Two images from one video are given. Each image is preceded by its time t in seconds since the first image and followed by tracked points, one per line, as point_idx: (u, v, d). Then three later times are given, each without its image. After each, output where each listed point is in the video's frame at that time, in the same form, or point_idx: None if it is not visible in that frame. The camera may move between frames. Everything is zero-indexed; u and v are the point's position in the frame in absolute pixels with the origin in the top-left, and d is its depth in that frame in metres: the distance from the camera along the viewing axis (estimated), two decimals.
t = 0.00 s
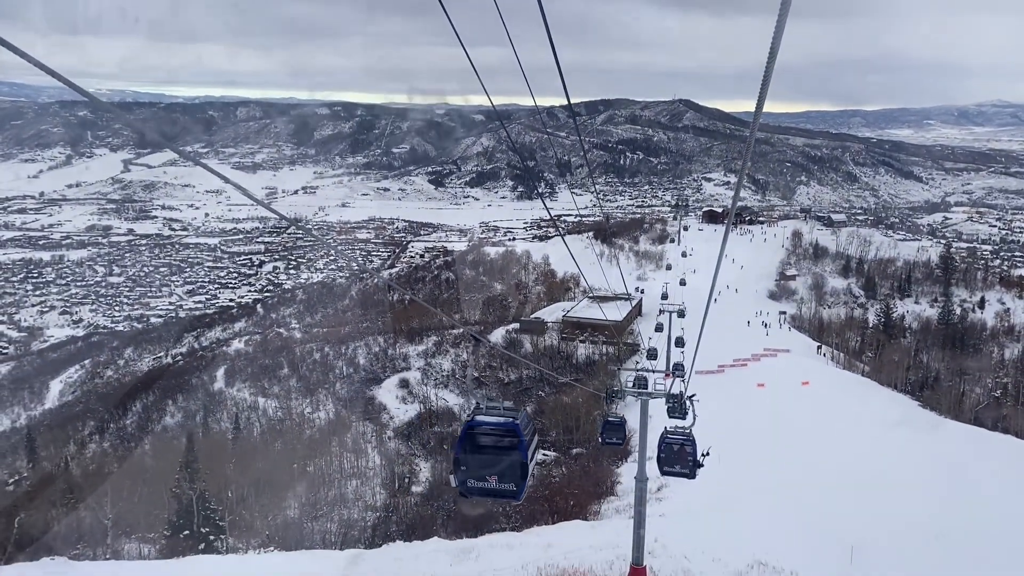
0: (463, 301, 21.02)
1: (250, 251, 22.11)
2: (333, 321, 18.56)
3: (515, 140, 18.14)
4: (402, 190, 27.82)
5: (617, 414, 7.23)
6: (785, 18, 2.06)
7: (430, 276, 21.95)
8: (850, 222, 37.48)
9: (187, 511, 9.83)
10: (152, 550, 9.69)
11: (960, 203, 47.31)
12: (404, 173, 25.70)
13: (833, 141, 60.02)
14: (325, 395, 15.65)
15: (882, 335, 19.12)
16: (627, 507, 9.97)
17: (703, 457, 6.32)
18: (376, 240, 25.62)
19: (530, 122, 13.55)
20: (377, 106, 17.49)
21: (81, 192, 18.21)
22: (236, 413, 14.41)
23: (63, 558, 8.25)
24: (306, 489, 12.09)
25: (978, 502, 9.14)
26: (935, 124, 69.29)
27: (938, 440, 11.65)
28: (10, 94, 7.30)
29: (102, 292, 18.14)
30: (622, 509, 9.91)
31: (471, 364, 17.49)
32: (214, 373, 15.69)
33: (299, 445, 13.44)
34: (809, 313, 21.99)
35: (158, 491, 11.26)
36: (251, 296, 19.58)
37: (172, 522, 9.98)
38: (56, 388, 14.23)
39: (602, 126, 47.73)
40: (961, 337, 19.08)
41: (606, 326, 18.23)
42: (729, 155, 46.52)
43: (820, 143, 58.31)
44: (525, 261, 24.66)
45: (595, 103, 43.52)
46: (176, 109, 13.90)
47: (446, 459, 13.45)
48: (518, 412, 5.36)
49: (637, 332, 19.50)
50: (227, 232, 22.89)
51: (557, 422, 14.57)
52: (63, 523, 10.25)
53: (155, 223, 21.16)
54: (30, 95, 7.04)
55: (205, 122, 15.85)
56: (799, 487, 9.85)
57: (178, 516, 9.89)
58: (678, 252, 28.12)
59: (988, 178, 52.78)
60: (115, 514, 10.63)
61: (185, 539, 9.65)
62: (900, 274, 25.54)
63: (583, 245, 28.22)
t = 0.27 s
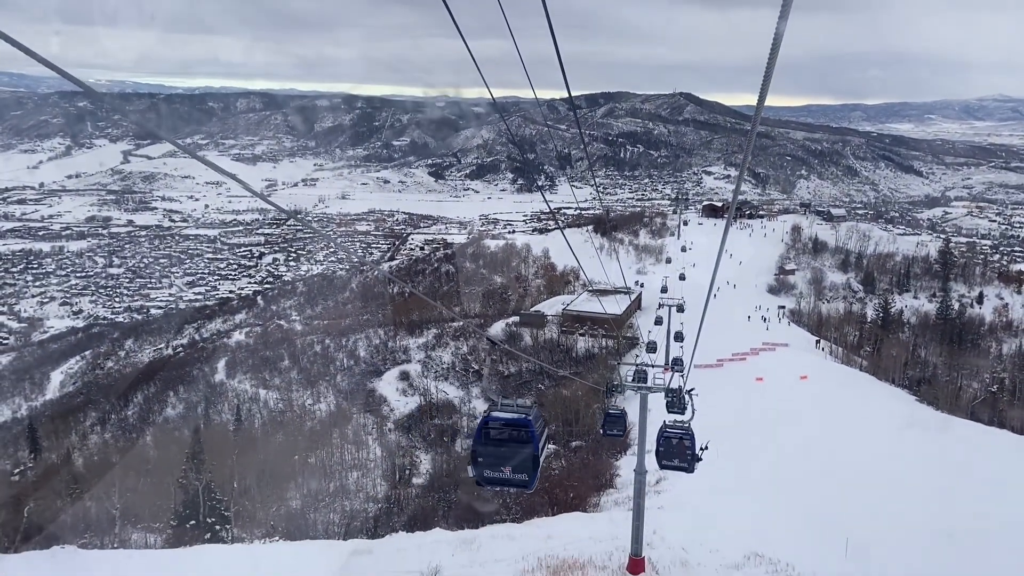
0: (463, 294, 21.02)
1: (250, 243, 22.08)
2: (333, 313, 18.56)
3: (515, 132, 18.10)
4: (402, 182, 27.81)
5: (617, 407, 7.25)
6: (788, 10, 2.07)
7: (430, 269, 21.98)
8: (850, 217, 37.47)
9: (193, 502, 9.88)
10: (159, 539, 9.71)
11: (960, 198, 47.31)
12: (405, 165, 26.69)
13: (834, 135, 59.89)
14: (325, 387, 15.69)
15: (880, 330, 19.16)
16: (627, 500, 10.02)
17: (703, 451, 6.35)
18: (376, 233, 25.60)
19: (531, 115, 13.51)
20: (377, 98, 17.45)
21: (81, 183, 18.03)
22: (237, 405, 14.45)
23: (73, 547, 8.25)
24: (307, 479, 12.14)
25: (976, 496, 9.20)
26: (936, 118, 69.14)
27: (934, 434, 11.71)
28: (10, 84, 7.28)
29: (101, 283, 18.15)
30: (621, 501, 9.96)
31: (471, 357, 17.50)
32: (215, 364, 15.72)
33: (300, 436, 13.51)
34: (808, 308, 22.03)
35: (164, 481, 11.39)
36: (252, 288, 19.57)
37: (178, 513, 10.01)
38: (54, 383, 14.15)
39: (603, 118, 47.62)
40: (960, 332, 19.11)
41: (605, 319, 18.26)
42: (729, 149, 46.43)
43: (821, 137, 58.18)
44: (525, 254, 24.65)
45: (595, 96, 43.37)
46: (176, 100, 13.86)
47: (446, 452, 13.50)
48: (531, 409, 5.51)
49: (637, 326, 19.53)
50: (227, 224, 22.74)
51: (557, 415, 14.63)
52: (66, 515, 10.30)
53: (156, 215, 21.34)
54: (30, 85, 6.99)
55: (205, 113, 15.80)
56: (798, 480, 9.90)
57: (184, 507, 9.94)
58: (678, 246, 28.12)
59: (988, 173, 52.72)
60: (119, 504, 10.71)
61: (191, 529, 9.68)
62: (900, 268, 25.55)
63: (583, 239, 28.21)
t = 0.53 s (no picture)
0: (462, 289, 21.04)
1: (249, 237, 22.08)
2: (332, 307, 18.58)
3: (514, 127, 18.08)
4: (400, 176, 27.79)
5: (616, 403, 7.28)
6: (787, 6, 2.08)
7: (429, 264, 22.01)
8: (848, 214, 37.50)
9: (198, 494, 10.25)
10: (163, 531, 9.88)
11: (958, 194, 47.35)
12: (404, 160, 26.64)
13: (833, 131, 59.84)
14: (325, 381, 15.73)
15: (877, 327, 19.23)
16: (625, 494, 10.07)
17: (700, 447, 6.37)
18: (375, 227, 25.57)
19: (530, 109, 13.50)
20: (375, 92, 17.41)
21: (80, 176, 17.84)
22: (237, 398, 14.48)
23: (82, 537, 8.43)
24: (306, 473, 12.18)
25: (973, 491, 9.28)
26: (935, 114, 69.13)
27: (931, 430, 11.78)
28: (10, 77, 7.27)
29: (100, 277, 18.22)
30: (619, 496, 10.01)
31: (470, 352, 17.53)
32: (214, 358, 15.74)
33: (300, 430, 13.55)
34: (805, 304, 22.08)
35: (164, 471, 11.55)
36: (250, 282, 19.58)
37: (182, 505, 10.32)
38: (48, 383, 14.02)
39: (602, 113, 47.55)
40: (956, 328, 19.17)
41: (603, 315, 18.30)
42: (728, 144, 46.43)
43: (820, 133, 58.14)
44: (524, 249, 24.66)
45: (595, 91, 43.26)
46: (174, 94, 13.84)
47: (445, 446, 13.55)
48: (540, 406, 5.63)
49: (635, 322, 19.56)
50: (225, 217, 22.68)
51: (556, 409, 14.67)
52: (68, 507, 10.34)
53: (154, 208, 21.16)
54: (28, 78, 6.98)
55: (204, 107, 15.75)
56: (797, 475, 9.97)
57: (188, 500, 10.28)
58: (676, 242, 28.15)
59: (986, 169, 52.76)
60: (121, 497, 10.76)
61: (195, 521, 9.95)
62: (897, 265, 25.60)
63: (581, 235, 28.22)
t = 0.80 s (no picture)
0: (460, 285, 21.06)
1: (246, 232, 22.14)
2: (330, 303, 18.58)
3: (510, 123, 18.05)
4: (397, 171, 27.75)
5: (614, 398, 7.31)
6: (786, 4, 2.09)
7: (427, 260, 22.02)
8: (844, 210, 37.58)
9: (200, 488, 9.95)
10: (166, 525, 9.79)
11: (955, 191, 47.50)
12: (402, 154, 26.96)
13: (829, 128, 59.91)
14: (323, 376, 15.74)
15: (872, 324, 19.30)
16: (621, 489, 10.12)
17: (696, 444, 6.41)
18: (372, 223, 25.53)
19: (527, 105, 13.51)
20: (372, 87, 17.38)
21: (75, 171, 17.82)
22: (235, 394, 14.49)
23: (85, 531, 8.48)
24: (304, 469, 12.19)
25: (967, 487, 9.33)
26: (931, 111, 69.28)
27: (925, 426, 11.86)
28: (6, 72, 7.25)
29: (96, 272, 18.16)
30: (616, 491, 10.06)
31: (467, 348, 17.55)
32: (212, 353, 15.74)
33: (298, 425, 13.58)
34: (801, 301, 22.15)
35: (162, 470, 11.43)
36: (247, 278, 19.55)
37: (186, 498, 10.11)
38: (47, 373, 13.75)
39: (599, 109, 47.54)
40: (951, 326, 19.25)
41: (600, 311, 18.34)
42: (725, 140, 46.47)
43: (816, 130, 58.19)
44: (521, 245, 24.66)
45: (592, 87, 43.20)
46: (171, 88, 13.81)
47: (443, 442, 13.58)
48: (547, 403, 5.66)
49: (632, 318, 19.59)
50: (223, 212, 22.65)
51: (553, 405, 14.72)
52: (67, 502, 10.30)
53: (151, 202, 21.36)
54: (24, 72, 6.96)
55: (200, 102, 15.71)
56: (793, 471, 10.00)
57: (192, 493, 10.00)
58: (674, 238, 28.19)
59: (982, 166, 52.87)
60: (120, 492, 10.74)
61: (199, 515, 9.73)
62: (892, 262, 25.68)
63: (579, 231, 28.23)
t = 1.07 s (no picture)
0: (456, 282, 21.07)
1: (240, 228, 22.14)
2: (326, 299, 18.56)
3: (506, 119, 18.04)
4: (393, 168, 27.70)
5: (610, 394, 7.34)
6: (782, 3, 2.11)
7: (423, 257, 22.03)
8: (839, 208, 37.69)
9: (203, 484, 10.23)
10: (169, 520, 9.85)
11: (949, 188, 47.70)
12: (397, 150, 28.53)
13: (824, 125, 60.00)
14: (319, 373, 15.73)
15: (866, 321, 19.40)
16: (617, 485, 10.16)
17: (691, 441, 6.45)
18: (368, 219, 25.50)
19: (524, 101, 13.51)
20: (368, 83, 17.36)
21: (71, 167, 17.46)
22: (231, 390, 14.47)
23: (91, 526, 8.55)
24: (302, 464, 12.20)
25: (962, 483, 9.36)
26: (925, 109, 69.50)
27: (919, 423, 11.91)
28: None
29: (91, 268, 18.03)
30: (612, 486, 10.10)
31: (464, 344, 17.58)
32: (209, 349, 15.71)
33: (295, 421, 13.59)
34: (795, 298, 22.23)
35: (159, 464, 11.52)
36: (243, 274, 19.51)
37: (188, 494, 10.32)
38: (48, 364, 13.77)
39: (595, 105, 47.49)
40: (944, 323, 19.36)
41: (595, 308, 18.39)
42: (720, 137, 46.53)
43: (811, 127, 58.29)
44: (518, 242, 24.65)
45: (587, 83, 43.16)
46: (166, 83, 13.77)
47: (440, 438, 13.62)
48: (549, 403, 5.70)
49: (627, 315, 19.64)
50: (217, 208, 22.93)
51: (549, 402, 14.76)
52: (66, 499, 10.32)
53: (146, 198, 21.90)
54: (18, 67, 6.92)
55: (195, 98, 15.65)
56: (788, 468, 10.04)
57: (194, 489, 10.27)
58: (669, 235, 28.25)
59: (977, 164, 53.05)
60: (120, 487, 10.76)
61: (200, 510, 9.98)
62: (887, 259, 25.79)
63: (574, 228, 28.26)
